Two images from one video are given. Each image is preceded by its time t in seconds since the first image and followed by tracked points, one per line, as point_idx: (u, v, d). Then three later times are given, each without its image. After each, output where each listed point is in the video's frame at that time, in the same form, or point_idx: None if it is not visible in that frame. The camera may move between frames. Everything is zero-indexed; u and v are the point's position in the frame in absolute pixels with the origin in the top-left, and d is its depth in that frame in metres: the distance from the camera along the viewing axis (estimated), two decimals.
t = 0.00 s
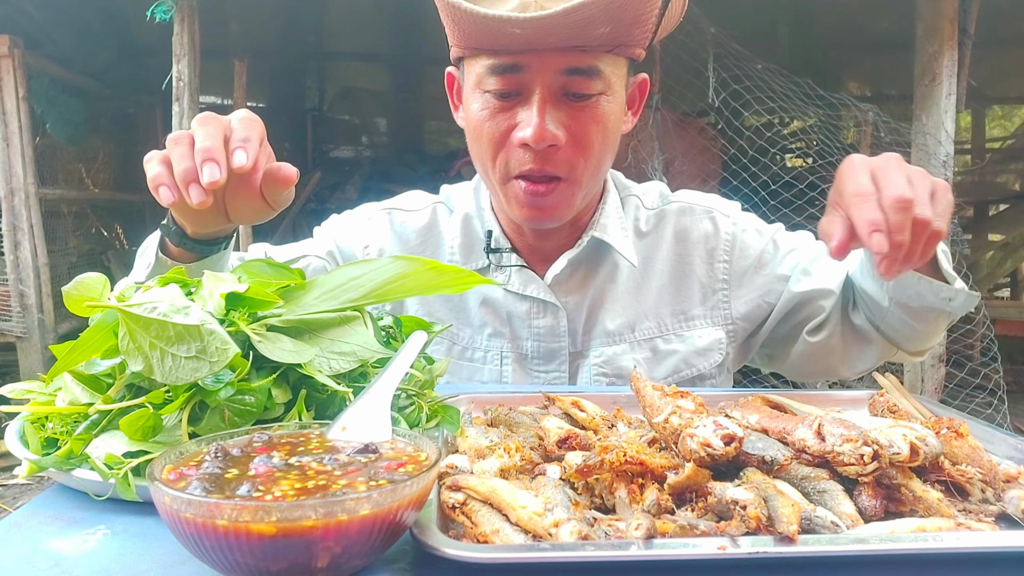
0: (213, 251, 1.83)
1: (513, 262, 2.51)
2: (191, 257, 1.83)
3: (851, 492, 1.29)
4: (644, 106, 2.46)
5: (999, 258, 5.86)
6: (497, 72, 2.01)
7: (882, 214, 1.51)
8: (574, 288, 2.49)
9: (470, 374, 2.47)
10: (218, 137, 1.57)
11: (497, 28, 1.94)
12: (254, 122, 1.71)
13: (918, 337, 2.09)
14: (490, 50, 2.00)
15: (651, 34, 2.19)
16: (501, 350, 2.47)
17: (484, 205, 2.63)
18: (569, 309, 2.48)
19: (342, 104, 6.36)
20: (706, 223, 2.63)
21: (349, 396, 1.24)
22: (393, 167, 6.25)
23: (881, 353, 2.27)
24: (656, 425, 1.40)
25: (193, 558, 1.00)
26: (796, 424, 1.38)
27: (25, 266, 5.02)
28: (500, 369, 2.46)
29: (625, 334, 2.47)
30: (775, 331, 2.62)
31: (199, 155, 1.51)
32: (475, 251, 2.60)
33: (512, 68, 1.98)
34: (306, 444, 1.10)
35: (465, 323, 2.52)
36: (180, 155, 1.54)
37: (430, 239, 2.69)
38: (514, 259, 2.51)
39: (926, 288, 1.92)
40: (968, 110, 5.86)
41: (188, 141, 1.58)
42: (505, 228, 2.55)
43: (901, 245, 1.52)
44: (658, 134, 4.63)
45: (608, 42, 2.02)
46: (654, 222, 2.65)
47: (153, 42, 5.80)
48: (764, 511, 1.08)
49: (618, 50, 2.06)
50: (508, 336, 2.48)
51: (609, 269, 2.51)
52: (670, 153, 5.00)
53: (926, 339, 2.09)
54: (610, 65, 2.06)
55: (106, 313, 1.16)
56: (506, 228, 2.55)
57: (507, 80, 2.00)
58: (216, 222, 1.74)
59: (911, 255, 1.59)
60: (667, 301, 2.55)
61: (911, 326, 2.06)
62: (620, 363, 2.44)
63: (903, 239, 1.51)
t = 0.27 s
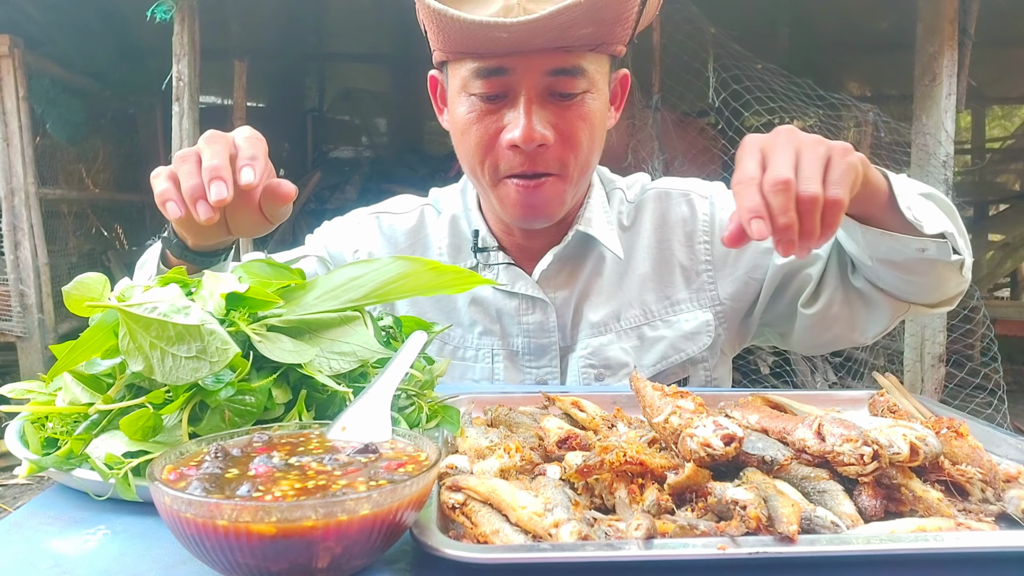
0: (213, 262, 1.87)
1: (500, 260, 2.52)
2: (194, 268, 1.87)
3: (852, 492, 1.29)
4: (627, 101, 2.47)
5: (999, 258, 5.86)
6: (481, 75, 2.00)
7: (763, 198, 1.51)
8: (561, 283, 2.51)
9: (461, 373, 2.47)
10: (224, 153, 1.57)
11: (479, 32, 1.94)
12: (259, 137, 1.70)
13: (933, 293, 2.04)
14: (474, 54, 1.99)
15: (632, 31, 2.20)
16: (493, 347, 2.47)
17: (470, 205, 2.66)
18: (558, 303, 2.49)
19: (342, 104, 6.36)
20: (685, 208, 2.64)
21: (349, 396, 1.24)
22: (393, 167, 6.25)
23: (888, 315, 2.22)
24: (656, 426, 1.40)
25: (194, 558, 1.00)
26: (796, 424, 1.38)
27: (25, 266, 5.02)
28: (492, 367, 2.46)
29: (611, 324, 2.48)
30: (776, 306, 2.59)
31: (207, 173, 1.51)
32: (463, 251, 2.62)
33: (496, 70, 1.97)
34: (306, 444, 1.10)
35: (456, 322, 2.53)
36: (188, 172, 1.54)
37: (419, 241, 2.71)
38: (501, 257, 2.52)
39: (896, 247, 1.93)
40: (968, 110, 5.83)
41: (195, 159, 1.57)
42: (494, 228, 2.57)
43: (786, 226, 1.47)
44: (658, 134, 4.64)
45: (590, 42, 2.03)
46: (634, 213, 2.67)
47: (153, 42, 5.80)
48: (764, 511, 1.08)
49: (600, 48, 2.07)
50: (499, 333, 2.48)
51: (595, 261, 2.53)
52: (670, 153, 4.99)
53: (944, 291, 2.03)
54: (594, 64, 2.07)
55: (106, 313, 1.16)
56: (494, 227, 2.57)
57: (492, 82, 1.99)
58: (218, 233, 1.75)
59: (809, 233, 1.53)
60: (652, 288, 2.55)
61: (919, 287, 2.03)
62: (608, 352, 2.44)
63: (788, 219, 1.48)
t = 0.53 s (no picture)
0: (203, 252, 1.86)
1: (494, 257, 2.51)
2: (182, 257, 1.85)
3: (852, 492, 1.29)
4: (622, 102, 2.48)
5: (1000, 258, 5.86)
6: (469, 72, 2.03)
7: (712, 211, 1.52)
8: (554, 280, 2.51)
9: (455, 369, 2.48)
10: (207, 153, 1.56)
11: (459, 29, 1.97)
12: (244, 137, 1.70)
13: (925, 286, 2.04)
14: (459, 52, 2.03)
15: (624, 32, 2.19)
16: (486, 343, 2.47)
17: (466, 203, 2.66)
18: (549, 301, 2.49)
19: (342, 104, 6.36)
20: (674, 205, 2.65)
21: (349, 396, 1.24)
22: (393, 167, 6.25)
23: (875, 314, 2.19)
24: (656, 426, 1.40)
25: (193, 558, 1.00)
26: (796, 424, 1.38)
27: (25, 266, 5.02)
28: (485, 364, 2.46)
29: (601, 320, 2.47)
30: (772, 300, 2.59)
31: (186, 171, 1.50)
32: (457, 248, 2.63)
33: (481, 67, 2.01)
34: (306, 444, 1.10)
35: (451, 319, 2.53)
36: (170, 172, 1.54)
37: (415, 237, 2.71)
38: (494, 254, 2.51)
39: (873, 245, 1.96)
40: (968, 110, 5.78)
41: (178, 157, 1.57)
42: (487, 226, 2.57)
43: (738, 236, 1.48)
44: (658, 134, 4.64)
45: (575, 41, 2.02)
46: (624, 211, 2.68)
47: (153, 42, 5.79)
48: (765, 512, 1.08)
49: (587, 48, 2.07)
50: (492, 330, 2.48)
51: (585, 258, 2.54)
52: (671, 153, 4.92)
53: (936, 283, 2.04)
54: (581, 63, 2.07)
55: (106, 313, 1.16)
56: (488, 224, 2.56)
57: (477, 78, 2.03)
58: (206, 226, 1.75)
59: (764, 239, 1.52)
60: (641, 284, 2.55)
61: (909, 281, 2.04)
62: (598, 348, 2.43)
63: (738, 229, 1.49)
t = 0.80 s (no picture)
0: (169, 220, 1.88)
1: (495, 251, 2.51)
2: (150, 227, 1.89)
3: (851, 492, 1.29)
4: (624, 110, 2.46)
5: (1000, 258, 5.85)
6: (451, 49, 2.17)
7: (709, 210, 1.54)
8: (555, 274, 2.52)
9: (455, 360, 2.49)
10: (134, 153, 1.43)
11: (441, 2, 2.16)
12: (180, 136, 1.58)
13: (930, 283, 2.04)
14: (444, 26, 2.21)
15: (611, 31, 2.20)
16: (487, 336, 2.48)
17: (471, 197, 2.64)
18: (551, 295, 2.50)
19: (342, 104, 6.37)
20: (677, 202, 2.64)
21: (349, 397, 1.24)
22: (393, 166, 6.25)
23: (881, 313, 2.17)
24: (656, 426, 1.40)
25: (193, 558, 1.00)
26: (796, 424, 1.38)
27: (25, 266, 5.02)
28: (485, 357, 2.47)
29: (602, 316, 2.47)
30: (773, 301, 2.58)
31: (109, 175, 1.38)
32: (460, 242, 2.60)
33: (461, 45, 2.14)
34: (306, 444, 1.10)
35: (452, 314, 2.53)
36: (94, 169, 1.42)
37: (423, 230, 2.71)
38: (496, 248, 2.51)
39: (874, 243, 1.95)
40: (968, 110, 5.80)
41: (104, 151, 1.44)
42: (488, 219, 2.55)
43: (734, 234, 1.49)
44: (658, 134, 4.66)
45: (542, 25, 2.08)
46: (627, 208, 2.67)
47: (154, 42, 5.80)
48: (764, 512, 1.08)
49: (556, 34, 2.11)
50: (493, 323, 2.48)
51: (588, 255, 2.54)
52: (670, 153, 4.94)
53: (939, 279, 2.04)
54: (553, 51, 2.12)
55: (106, 313, 1.16)
56: (489, 217, 2.55)
57: (458, 55, 2.15)
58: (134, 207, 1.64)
59: (761, 237, 1.53)
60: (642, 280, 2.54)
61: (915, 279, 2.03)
62: (598, 344, 2.43)
63: (734, 227, 1.50)
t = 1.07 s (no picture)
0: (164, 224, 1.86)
1: (499, 248, 2.51)
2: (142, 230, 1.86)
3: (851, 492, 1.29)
4: (628, 110, 2.43)
5: (999, 258, 5.85)
6: (458, 46, 2.18)
7: (661, 209, 1.51)
8: (559, 271, 2.52)
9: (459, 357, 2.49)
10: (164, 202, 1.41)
11: None
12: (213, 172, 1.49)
13: (931, 264, 1.99)
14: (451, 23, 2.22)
15: (615, 30, 2.21)
16: (490, 334, 2.47)
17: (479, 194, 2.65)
18: (554, 292, 2.50)
19: (342, 104, 6.37)
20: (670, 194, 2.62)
21: (349, 396, 1.24)
22: (393, 166, 6.25)
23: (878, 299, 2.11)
24: (656, 426, 1.40)
25: (193, 558, 1.00)
26: (796, 424, 1.38)
27: (25, 266, 5.02)
28: (488, 354, 2.47)
29: (599, 311, 2.45)
30: (766, 290, 2.54)
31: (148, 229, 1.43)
32: (463, 239, 2.59)
33: (466, 42, 2.14)
34: (306, 444, 1.10)
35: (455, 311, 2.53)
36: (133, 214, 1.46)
37: (430, 226, 2.70)
38: (500, 245, 2.51)
39: (853, 233, 1.94)
40: (968, 110, 5.82)
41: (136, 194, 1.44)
42: (493, 216, 2.56)
43: (685, 229, 1.46)
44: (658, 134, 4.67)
45: (545, 22, 2.08)
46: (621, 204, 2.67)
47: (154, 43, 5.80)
48: (764, 512, 1.08)
49: (558, 31, 2.11)
50: (496, 320, 2.48)
51: (588, 253, 2.55)
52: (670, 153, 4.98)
53: (940, 259, 1.99)
54: (555, 48, 2.11)
55: (106, 313, 1.16)
56: (493, 215, 2.55)
57: (464, 52, 2.16)
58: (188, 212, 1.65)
59: (715, 234, 1.49)
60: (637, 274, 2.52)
61: (915, 262, 1.97)
62: (596, 339, 2.42)
63: (685, 225, 1.46)
